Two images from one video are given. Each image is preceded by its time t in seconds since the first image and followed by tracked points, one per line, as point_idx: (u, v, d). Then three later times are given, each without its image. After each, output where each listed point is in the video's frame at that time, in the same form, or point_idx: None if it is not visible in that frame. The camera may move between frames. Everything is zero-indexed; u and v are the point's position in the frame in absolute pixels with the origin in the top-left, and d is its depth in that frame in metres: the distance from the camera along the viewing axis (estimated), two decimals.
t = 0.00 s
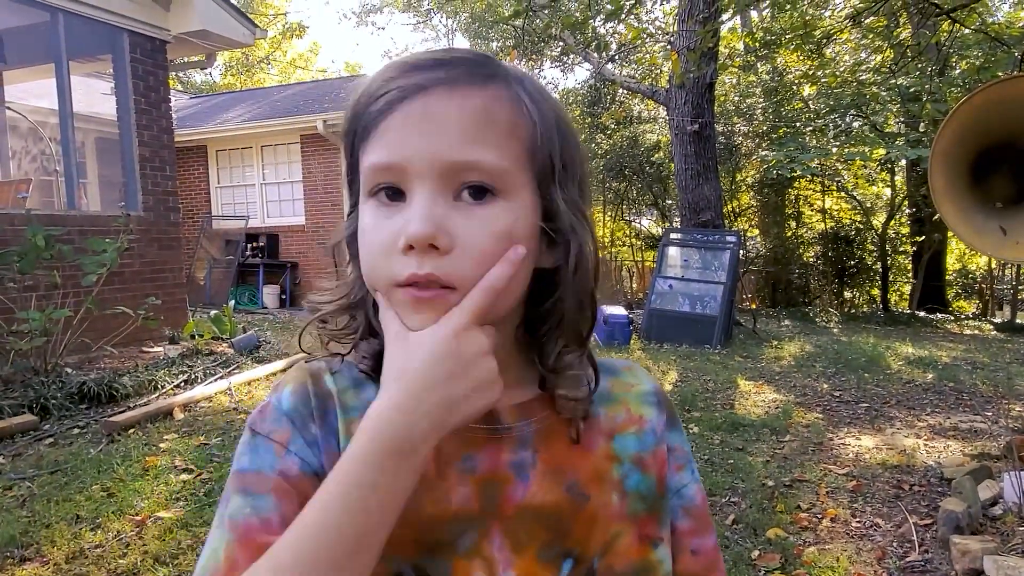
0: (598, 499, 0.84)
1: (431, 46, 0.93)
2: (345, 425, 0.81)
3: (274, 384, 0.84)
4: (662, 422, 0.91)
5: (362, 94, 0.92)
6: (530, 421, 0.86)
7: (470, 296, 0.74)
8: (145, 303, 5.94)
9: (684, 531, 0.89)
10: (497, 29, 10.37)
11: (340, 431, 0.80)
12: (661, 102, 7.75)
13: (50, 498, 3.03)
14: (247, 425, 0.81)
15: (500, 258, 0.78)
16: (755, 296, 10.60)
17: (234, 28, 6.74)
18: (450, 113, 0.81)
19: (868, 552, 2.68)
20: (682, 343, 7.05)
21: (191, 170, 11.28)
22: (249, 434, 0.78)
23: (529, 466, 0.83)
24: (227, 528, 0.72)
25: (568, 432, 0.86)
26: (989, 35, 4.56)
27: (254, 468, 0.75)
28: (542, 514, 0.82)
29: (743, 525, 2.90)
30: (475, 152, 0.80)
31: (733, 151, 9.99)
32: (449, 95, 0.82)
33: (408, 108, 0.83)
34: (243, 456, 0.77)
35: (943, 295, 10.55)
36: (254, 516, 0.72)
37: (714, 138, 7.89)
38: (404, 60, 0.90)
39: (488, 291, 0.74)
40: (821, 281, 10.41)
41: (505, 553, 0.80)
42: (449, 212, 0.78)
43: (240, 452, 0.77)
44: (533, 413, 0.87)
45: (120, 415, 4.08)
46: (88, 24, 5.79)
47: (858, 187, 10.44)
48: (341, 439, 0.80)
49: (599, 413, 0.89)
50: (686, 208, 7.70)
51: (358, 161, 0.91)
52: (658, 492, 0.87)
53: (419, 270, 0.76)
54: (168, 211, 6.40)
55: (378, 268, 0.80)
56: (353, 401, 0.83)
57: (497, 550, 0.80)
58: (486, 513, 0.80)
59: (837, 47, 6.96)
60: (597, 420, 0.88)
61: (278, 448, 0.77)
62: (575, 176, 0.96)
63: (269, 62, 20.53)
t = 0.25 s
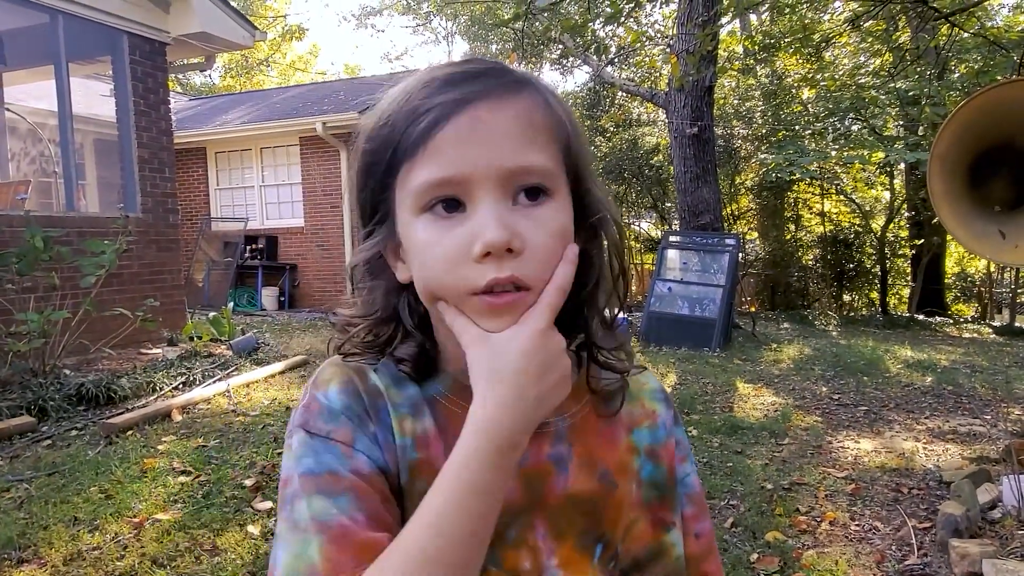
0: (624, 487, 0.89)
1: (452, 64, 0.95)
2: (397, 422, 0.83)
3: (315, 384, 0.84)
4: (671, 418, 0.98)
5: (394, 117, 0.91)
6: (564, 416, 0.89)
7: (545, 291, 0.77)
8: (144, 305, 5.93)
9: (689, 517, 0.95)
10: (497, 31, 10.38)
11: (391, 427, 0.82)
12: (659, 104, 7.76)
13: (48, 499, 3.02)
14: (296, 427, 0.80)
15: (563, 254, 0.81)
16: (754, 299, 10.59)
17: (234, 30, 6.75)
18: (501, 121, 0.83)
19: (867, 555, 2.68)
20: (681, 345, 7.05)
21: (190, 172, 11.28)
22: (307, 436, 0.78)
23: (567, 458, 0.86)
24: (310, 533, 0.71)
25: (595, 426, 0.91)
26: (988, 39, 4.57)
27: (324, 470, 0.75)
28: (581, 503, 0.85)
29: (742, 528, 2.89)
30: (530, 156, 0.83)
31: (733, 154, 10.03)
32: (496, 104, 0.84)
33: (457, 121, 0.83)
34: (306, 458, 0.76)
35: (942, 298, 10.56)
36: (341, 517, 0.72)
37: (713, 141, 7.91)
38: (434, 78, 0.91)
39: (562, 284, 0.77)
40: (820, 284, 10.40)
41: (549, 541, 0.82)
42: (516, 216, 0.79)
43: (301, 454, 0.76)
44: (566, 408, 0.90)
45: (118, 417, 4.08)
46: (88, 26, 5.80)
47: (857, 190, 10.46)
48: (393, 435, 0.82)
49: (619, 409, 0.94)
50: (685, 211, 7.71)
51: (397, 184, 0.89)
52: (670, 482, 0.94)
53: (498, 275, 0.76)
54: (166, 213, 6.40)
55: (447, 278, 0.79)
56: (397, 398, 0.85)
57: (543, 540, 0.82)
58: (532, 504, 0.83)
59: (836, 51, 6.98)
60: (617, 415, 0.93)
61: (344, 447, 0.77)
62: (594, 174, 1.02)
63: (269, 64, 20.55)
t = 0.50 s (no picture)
0: (661, 481, 0.97)
1: (492, 66, 1.00)
2: (463, 418, 0.87)
3: (381, 384, 0.87)
4: (702, 414, 1.05)
5: (444, 118, 0.96)
6: (609, 413, 0.96)
7: (601, 281, 0.84)
8: (142, 308, 5.93)
9: (715, 504, 1.04)
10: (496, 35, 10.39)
11: (459, 422, 0.87)
12: (658, 108, 7.77)
13: (44, 502, 3.01)
14: (369, 426, 0.83)
15: (612, 247, 0.89)
16: (752, 303, 10.58)
17: (233, 33, 6.76)
18: (552, 120, 0.89)
19: (865, 559, 2.67)
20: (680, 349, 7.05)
21: (189, 175, 11.28)
22: (385, 436, 0.81)
23: (612, 453, 0.93)
24: (403, 527, 0.75)
25: (637, 423, 0.98)
26: (985, 44, 4.57)
27: (407, 467, 0.79)
28: (623, 495, 0.93)
29: (740, 532, 2.88)
30: (579, 152, 0.89)
31: (731, 158, 10.04)
32: (546, 105, 0.91)
33: (514, 120, 0.88)
34: (388, 457, 0.79)
35: (940, 302, 10.56)
36: (430, 512, 0.76)
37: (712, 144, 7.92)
38: (480, 81, 0.96)
39: (613, 273, 0.85)
40: (818, 288, 10.38)
41: (597, 530, 0.89)
42: (571, 210, 0.86)
43: (382, 454, 0.80)
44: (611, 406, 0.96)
45: (115, 420, 4.07)
46: (86, 28, 5.81)
47: (856, 194, 10.47)
48: (460, 430, 0.86)
49: (657, 407, 1.01)
50: (684, 214, 7.72)
51: (449, 184, 0.93)
52: (700, 474, 1.01)
53: (559, 266, 0.83)
54: (165, 216, 6.40)
55: (507, 268, 0.84)
56: (460, 395, 0.89)
57: (591, 528, 0.89)
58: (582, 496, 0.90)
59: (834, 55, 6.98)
60: (656, 412, 1.00)
61: (421, 445, 0.81)
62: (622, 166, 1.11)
63: (267, 67, 20.57)
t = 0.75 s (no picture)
0: (656, 484, 0.97)
1: (520, 75, 1.01)
2: (465, 415, 0.89)
3: (386, 379, 0.89)
4: (703, 420, 1.05)
5: (469, 121, 0.95)
6: (607, 416, 0.97)
7: (614, 289, 0.86)
8: (140, 311, 5.92)
9: (718, 511, 1.02)
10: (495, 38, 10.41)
11: (461, 420, 0.88)
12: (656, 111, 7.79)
13: (41, 505, 3.00)
14: (373, 421, 0.84)
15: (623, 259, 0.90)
16: (751, 306, 10.58)
17: (232, 36, 6.77)
18: (578, 131, 0.90)
19: (863, 563, 2.67)
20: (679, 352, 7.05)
21: (188, 177, 11.28)
22: (388, 429, 0.82)
23: (608, 454, 0.94)
24: (407, 515, 0.75)
25: (633, 425, 0.99)
26: (982, 48, 4.58)
27: (411, 459, 0.79)
28: (617, 495, 0.93)
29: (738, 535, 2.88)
30: (602, 163, 0.90)
31: (730, 162, 10.10)
32: (573, 116, 0.92)
33: (544, 128, 0.89)
34: (392, 449, 0.80)
35: (937, 306, 10.57)
36: (434, 498, 0.76)
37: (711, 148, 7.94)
38: (508, 88, 0.97)
39: (626, 282, 0.87)
40: (817, 291, 10.37)
41: (589, 528, 0.90)
42: (592, 219, 0.86)
43: (386, 445, 0.81)
44: (609, 408, 0.98)
45: (113, 423, 4.06)
46: (86, 31, 5.81)
47: (854, 198, 10.49)
48: (460, 426, 0.88)
49: (655, 410, 1.02)
50: (682, 218, 7.72)
51: (469, 184, 0.92)
52: (699, 479, 1.01)
53: (579, 271, 0.83)
54: (163, 218, 6.40)
55: (526, 270, 0.84)
56: (461, 392, 0.91)
57: (583, 527, 0.90)
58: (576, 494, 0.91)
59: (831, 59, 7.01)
60: (654, 415, 1.01)
61: (424, 438, 0.82)
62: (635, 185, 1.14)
63: (266, 70, 20.59)
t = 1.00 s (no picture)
0: (650, 485, 0.96)
1: (492, 77, 1.01)
2: (441, 433, 0.89)
3: (361, 405, 0.91)
4: (696, 414, 1.04)
5: (443, 125, 0.95)
6: (593, 420, 0.96)
7: (595, 295, 0.86)
8: (137, 313, 5.91)
9: (719, 508, 1.01)
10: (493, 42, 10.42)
11: (439, 439, 0.88)
12: (654, 114, 7.80)
13: (38, 509, 2.99)
14: (351, 449, 0.87)
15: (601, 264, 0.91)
16: (750, 309, 10.54)
17: (230, 39, 6.77)
18: (557, 134, 0.91)
19: (861, 566, 2.67)
20: (677, 355, 7.05)
21: (186, 180, 11.27)
22: (367, 456, 0.84)
23: (595, 460, 0.94)
24: (393, 542, 0.77)
25: (621, 427, 0.98)
26: (980, 52, 4.59)
27: (391, 485, 0.81)
28: (607, 500, 0.93)
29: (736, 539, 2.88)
30: (581, 166, 0.91)
31: (728, 164, 10.12)
32: (551, 120, 0.92)
33: (524, 131, 0.89)
34: (371, 477, 0.82)
35: (936, 309, 10.58)
36: (419, 524, 0.78)
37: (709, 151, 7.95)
38: (482, 91, 0.97)
39: (605, 287, 0.88)
40: (815, 295, 10.37)
41: (578, 537, 0.91)
42: (572, 223, 0.87)
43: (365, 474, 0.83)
44: (594, 412, 0.97)
45: (110, 426, 4.05)
46: (84, 34, 5.81)
47: (852, 201, 10.50)
48: (439, 446, 0.88)
49: (644, 409, 1.01)
50: (680, 221, 7.73)
51: (444, 189, 0.92)
52: (694, 475, 1.00)
53: (561, 276, 0.83)
54: (161, 221, 6.39)
55: (507, 277, 0.84)
56: (438, 410, 0.91)
57: (572, 536, 0.90)
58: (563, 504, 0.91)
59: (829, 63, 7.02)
60: (643, 415, 1.01)
61: (402, 462, 0.83)
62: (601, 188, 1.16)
63: (266, 73, 20.61)
